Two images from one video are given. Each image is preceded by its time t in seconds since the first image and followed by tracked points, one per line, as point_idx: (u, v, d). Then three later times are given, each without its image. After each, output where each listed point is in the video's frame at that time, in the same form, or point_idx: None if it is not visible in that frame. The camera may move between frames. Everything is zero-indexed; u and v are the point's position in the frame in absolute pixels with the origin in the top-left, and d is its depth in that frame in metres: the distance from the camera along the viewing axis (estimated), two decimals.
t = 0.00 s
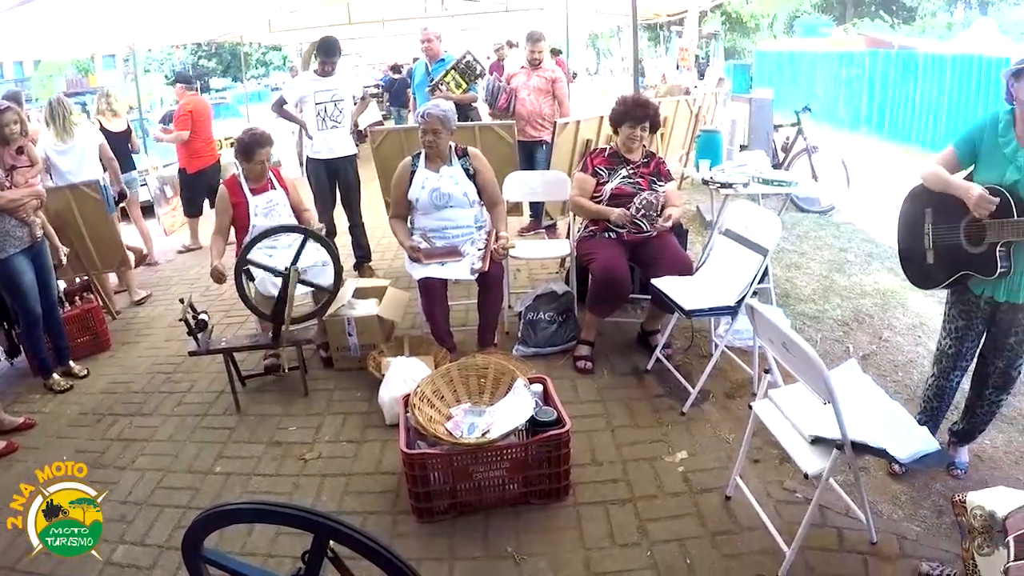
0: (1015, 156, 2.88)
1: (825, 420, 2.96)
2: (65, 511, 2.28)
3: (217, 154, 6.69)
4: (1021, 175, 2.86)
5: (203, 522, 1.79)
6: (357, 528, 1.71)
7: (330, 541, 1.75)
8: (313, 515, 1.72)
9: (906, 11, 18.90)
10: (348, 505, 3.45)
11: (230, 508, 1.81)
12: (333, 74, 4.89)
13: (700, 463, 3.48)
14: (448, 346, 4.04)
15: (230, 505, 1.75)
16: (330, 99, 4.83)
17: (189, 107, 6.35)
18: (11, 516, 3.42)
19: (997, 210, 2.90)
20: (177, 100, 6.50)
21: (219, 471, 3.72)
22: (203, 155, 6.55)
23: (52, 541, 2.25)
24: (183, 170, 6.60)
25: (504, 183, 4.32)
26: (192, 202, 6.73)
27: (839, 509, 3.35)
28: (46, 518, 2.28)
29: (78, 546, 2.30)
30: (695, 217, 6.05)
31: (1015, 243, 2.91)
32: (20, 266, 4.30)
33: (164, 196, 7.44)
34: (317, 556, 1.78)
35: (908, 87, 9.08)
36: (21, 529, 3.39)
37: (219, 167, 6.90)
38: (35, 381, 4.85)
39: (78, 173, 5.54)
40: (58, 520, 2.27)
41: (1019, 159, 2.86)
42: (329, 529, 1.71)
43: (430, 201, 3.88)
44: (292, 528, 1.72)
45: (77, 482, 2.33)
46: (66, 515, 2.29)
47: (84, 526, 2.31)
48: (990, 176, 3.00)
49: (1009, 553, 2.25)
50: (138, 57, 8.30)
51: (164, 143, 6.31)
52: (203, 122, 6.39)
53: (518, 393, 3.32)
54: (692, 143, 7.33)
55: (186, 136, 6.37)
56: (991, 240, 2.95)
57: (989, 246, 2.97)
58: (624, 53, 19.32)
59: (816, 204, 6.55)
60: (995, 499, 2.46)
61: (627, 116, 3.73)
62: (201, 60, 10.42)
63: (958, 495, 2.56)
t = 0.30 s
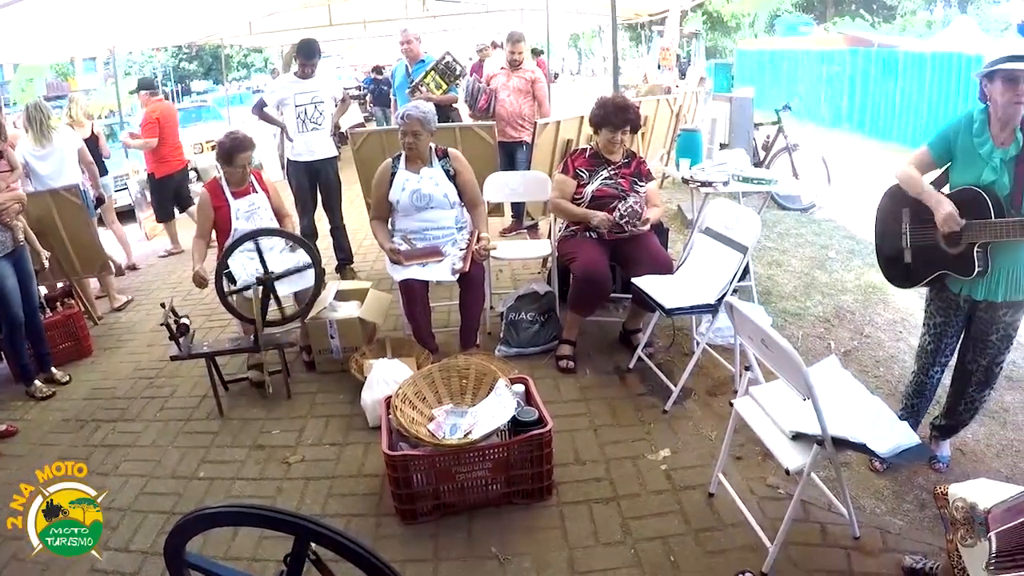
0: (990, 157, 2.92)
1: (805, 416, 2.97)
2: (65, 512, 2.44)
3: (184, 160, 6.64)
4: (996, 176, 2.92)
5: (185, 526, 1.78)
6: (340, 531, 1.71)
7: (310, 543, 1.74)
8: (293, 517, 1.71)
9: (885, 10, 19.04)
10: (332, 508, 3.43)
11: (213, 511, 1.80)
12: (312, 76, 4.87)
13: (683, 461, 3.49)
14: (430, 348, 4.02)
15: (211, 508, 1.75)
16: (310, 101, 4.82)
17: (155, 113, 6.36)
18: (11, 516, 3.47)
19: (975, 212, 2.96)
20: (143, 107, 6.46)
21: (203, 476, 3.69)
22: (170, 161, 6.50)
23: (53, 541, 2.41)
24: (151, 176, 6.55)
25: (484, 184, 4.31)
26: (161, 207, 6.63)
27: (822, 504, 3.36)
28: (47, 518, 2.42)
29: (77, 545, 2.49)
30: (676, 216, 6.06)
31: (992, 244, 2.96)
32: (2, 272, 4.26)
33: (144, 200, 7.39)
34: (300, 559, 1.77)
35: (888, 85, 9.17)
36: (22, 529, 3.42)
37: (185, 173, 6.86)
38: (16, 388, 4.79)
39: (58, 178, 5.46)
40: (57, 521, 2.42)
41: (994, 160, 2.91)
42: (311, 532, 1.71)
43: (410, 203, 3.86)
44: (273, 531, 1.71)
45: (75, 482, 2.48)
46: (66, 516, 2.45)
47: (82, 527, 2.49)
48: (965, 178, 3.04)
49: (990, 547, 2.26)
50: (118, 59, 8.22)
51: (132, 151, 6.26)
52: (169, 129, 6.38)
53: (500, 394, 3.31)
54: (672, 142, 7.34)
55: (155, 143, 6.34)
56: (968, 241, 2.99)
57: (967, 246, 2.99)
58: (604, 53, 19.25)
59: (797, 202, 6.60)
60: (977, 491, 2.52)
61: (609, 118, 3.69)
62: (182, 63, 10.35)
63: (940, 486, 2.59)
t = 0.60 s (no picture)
0: (965, 157, 2.93)
1: (784, 411, 2.97)
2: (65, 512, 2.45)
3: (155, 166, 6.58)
4: (970, 177, 2.94)
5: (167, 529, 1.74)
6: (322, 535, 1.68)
7: (290, 546, 1.71)
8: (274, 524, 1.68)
9: (864, 7, 19.14)
10: (314, 512, 3.40)
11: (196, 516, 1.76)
12: (290, 78, 4.84)
13: (665, 458, 3.49)
14: (411, 349, 3.99)
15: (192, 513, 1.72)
16: (288, 104, 4.79)
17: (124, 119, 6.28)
18: (11, 516, 3.49)
19: (948, 212, 2.97)
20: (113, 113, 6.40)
21: (185, 483, 3.65)
22: (142, 166, 6.45)
23: (52, 540, 2.43)
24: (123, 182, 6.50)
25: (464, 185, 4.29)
26: (139, 212, 6.58)
27: (803, 499, 3.36)
28: (46, 518, 2.44)
29: (78, 545, 2.51)
30: (656, 214, 6.07)
31: (965, 244, 2.97)
32: None
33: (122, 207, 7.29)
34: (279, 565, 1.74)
35: (867, 82, 9.26)
36: (21, 530, 3.42)
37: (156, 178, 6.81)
38: None
39: (35, 184, 5.41)
40: (57, 520, 2.44)
41: (969, 161, 2.92)
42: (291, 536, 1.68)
43: (389, 204, 3.86)
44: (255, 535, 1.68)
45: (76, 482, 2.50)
46: (65, 516, 2.46)
47: (83, 527, 2.50)
48: (940, 177, 3.06)
49: (970, 540, 2.25)
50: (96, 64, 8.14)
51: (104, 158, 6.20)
52: (140, 134, 6.33)
53: (480, 394, 3.31)
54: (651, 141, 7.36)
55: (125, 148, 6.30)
56: (941, 241, 3.01)
57: (940, 246, 3.01)
58: (583, 54, 19.34)
59: (776, 199, 6.65)
60: (956, 485, 2.51)
61: (587, 119, 3.68)
62: (160, 66, 10.26)
63: (918, 481, 2.58)
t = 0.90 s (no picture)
0: (938, 151, 2.94)
1: (761, 406, 2.98)
2: (64, 512, 2.25)
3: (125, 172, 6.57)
4: (943, 170, 2.95)
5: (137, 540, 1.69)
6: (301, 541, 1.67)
7: (268, 550, 1.68)
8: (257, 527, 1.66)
9: (840, 5, 19.27)
10: (295, 516, 3.38)
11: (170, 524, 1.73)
12: (264, 81, 4.81)
13: (644, 455, 3.49)
14: (390, 351, 3.97)
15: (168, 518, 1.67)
16: (263, 106, 4.77)
17: (96, 124, 6.27)
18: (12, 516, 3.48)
19: (920, 205, 2.99)
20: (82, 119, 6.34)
21: (165, 490, 3.61)
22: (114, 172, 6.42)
23: (51, 540, 2.22)
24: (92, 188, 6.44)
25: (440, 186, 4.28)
26: (112, 217, 6.54)
27: (783, 492, 3.37)
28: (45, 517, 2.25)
29: (77, 545, 2.27)
30: (633, 213, 6.08)
31: (938, 236, 2.99)
32: None
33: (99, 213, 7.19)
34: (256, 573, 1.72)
35: (842, 79, 9.33)
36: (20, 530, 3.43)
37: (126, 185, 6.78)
38: None
39: (12, 189, 5.16)
40: (57, 519, 2.25)
41: (943, 154, 2.93)
42: (268, 541, 1.66)
43: (365, 205, 3.85)
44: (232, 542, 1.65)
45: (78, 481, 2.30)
46: (65, 515, 2.26)
47: (84, 526, 2.29)
48: (912, 169, 3.07)
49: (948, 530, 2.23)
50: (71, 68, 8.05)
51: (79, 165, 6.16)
52: (113, 140, 6.36)
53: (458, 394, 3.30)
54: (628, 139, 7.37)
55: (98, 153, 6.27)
56: (914, 234, 3.02)
57: (913, 239, 3.03)
58: (562, 53, 19.36)
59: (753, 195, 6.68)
60: (932, 475, 2.54)
61: (564, 119, 3.67)
62: (136, 71, 10.16)
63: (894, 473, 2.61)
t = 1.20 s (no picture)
0: (902, 140, 2.95)
1: (730, 401, 2.99)
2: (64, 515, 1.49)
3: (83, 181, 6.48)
4: (907, 159, 2.95)
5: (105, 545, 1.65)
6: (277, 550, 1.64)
7: (237, 557, 1.67)
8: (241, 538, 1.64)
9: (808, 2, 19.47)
10: (268, 523, 3.34)
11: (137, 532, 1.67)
12: (231, 84, 4.76)
13: (617, 452, 3.49)
14: (361, 355, 3.94)
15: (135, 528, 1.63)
16: (231, 110, 4.72)
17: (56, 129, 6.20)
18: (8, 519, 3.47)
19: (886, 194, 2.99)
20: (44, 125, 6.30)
21: (138, 500, 3.55)
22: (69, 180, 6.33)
23: (50, 544, 1.48)
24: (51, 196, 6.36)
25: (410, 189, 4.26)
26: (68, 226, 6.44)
27: (756, 486, 3.38)
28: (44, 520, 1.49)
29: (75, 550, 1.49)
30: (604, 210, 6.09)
31: (904, 224, 2.99)
32: None
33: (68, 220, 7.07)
34: None
35: (811, 74, 9.38)
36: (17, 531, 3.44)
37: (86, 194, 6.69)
38: None
39: None
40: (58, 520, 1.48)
41: (906, 144, 2.93)
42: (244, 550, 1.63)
43: (332, 208, 3.83)
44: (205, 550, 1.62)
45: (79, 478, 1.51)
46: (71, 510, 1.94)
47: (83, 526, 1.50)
48: (877, 162, 3.08)
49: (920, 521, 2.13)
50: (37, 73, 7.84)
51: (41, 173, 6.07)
52: (73, 147, 6.27)
53: (428, 396, 3.27)
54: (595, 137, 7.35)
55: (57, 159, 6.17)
56: (881, 223, 3.03)
57: (879, 229, 3.04)
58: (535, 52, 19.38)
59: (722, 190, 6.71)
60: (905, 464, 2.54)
61: (534, 119, 3.64)
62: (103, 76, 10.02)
63: (867, 464, 2.62)
